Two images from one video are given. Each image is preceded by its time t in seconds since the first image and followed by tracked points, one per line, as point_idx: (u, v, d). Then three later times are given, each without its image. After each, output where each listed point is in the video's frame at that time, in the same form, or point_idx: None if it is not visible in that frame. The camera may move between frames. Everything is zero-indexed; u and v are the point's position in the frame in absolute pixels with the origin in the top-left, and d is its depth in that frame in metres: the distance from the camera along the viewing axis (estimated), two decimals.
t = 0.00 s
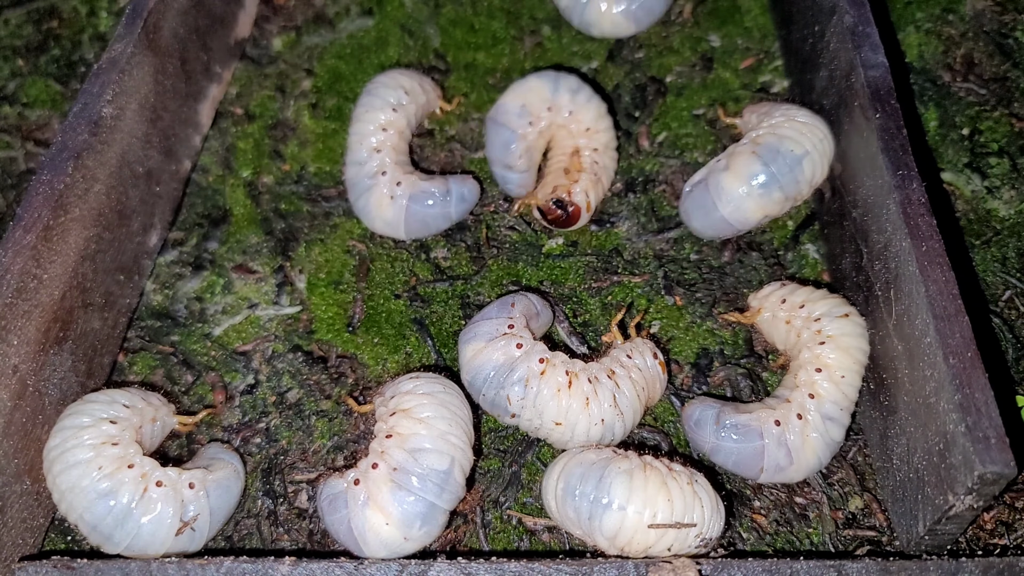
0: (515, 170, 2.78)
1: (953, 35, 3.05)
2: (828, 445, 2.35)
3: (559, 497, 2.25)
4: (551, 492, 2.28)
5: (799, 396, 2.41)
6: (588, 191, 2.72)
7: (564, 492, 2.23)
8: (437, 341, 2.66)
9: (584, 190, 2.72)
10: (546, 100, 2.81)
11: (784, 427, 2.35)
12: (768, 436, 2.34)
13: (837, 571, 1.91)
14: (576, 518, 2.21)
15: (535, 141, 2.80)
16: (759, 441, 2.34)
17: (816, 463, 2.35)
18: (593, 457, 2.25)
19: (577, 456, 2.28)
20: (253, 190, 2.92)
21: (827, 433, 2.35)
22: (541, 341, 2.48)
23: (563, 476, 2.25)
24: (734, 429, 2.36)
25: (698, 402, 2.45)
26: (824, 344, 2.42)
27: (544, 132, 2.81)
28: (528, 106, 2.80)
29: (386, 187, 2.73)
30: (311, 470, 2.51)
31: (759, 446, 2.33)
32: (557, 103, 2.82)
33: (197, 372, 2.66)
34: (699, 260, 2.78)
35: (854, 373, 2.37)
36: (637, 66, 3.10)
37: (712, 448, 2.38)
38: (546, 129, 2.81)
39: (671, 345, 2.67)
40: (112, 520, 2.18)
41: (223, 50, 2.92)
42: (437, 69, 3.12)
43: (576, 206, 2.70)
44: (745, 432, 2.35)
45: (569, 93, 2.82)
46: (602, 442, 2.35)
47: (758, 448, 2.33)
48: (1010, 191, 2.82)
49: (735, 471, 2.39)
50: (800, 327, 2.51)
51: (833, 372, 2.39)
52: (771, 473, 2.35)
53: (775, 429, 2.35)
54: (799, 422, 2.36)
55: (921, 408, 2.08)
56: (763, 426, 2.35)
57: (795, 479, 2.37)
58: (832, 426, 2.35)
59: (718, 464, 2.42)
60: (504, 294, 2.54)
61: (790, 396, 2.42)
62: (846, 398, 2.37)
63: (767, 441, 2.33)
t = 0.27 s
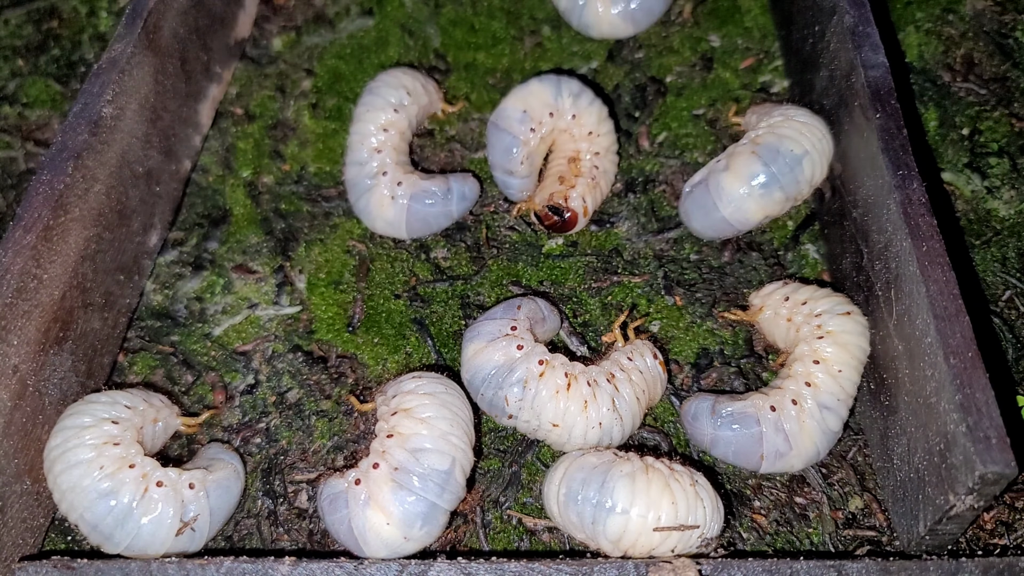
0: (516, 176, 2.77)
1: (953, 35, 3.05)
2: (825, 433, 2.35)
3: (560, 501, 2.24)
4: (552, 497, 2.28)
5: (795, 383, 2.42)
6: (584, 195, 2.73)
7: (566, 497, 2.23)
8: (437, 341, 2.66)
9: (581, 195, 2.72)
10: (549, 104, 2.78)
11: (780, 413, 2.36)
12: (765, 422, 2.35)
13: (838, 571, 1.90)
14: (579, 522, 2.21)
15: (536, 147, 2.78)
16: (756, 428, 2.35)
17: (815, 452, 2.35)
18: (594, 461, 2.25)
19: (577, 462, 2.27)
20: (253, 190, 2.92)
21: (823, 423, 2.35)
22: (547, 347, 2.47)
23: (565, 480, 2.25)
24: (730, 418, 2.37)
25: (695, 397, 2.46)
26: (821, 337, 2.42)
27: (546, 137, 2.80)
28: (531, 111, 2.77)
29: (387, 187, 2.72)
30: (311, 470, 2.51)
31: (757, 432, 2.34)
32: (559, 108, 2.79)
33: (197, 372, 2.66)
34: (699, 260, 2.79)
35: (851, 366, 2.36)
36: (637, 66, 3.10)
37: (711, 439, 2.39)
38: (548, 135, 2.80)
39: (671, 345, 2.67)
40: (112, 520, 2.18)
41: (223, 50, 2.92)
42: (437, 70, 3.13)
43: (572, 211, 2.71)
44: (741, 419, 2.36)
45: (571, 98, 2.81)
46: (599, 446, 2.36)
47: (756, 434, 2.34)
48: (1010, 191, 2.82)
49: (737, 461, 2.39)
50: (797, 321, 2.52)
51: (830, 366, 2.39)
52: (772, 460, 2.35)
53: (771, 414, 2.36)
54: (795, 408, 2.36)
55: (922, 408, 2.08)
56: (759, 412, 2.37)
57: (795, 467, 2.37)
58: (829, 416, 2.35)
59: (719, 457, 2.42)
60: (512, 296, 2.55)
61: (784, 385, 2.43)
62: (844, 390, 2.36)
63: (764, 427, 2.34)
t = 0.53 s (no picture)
0: (516, 176, 2.76)
1: (953, 35, 3.05)
2: (823, 424, 2.34)
3: (564, 501, 2.24)
4: (556, 496, 2.28)
5: (790, 373, 2.41)
6: (584, 196, 2.73)
7: (571, 496, 2.22)
8: (437, 341, 2.66)
9: (580, 195, 2.72)
10: (551, 105, 2.79)
11: (775, 404, 2.36)
12: (762, 412, 2.36)
13: (838, 571, 1.90)
14: (583, 521, 2.20)
15: (537, 148, 2.78)
16: (751, 419, 2.35)
17: (813, 441, 2.35)
18: (599, 461, 2.25)
19: (582, 461, 2.27)
20: (253, 190, 2.92)
21: (819, 413, 2.34)
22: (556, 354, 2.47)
23: (569, 480, 2.25)
24: (724, 412, 2.38)
25: (693, 395, 2.47)
26: (816, 332, 2.42)
27: (547, 138, 2.79)
28: (533, 111, 2.77)
29: (388, 188, 2.72)
30: (311, 470, 2.51)
31: (753, 424, 2.35)
32: (565, 108, 2.80)
33: (197, 372, 2.66)
34: (700, 260, 2.78)
35: (848, 360, 2.35)
36: (637, 66, 3.10)
37: (708, 434, 2.40)
38: (549, 136, 2.80)
39: (671, 345, 2.67)
40: (113, 520, 2.18)
41: (223, 50, 2.92)
42: (437, 70, 3.13)
43: (570, 211, 2.71)
44: (736, 411, 2.37)
45: (573, 99, 2.81)
46: (600, 447, 2.35)
47: (753, 424, 2.35)
48: (1010, 191, 2.82)
49: (734, 455, 2.39)
50: (794, 316, 2.52)
51: (826, 360, 2.38)
52: (772, 451, 2.35)
53: (767, 405, 2.36)
54: (790, 397, 2.36)
55: (922, 408, 2.08)
56: (754, 404, 2.37)
57: (795, 457, 2.37)
58: (825, 408, 2.34)
59: (717, 453, 2.42)
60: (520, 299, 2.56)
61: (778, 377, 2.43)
62: (839, 383, 2.35)
63: (761, 416, 2.35)
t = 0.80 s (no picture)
0: (516, 176, 2.76)
1: (954, 35, 3.05)
2: (820, 415, 2.33)
3: (569, 499, 2.23)
4: (560, 494, 2.27)
5: (786, 366, 2.42)
6: (583, 196, 2.73)
7: (575, 494, 2.22)
8: (437, 341, 2.66)
9: (578, 195, 2.72)
10: (551, 104, 2.79)
11: (769, 393, 2.36)
12: (754, 403, 2.35)
13: (838, 571, 1.90)
14: (588, 519, 2.20)
15: (537, 148, 2.77)
16: (743, 410, 2.35)
17: (811, 429, 2.33)
18: (604, 459, 2.25)
19: (588, 459, 2.27)
20: (253, 190, 2.92)
21: (815, 402, 2.33)
22: (560, 355, 2.46)
23: (574, 477, 2.24)
24: (718, 406, 2.38)
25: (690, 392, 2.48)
26: (813, 326, 2.43)
27: (547, 139, 2.79)
28: (533, 111, 2.77)
29: (393, 188, 2.72)
30: (311, 470, 2.51)
31: (745, 414, 2.35)
32: (565, 108, 2.80)
33: (197, 372, 2.66)
34: (700, 260, 2.78)
35: (846, 358, 2.35)
36: (637, 66, 3.10)
37: (702, 429, 2.40)
38: (549, 136, 2.80)
39: (671, 345, 2.67)
40: (113, 520, 2.17)
41: (223, 50, 2.92)
42: (437, 69, 3.12)
43: (568, 211, 2.72)
44: (728, 404, 2.37)
45: (573, 100, 2.81)
46: (602, 447, 2.34)
47: (744, 414, 2.35)
48: (1010, 191, 2.82)
49: (729, 449, 2.38)
50: (790, 312, 2.52)
51: (823, 354, 2.38)
52: (767, 442, 2.33)
53: (760, 395, 2.36)
54: (784, 387, 2.36)
55: (922, 408, 2.08)
56: (746, 397, 2.37)
57: (795, 448, 2.35)
58: (821, 397, 2.34)
59: (713, 450, 2.42)
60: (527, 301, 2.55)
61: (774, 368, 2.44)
62: (836, 376, 2.35)
63: (754, 408, 2.34)
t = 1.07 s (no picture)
0: (515, 175, 2.76)
1: (954, 34, 3.05)
2: (816, 405, 2.33)
3: (573, 501, 2.23)
4: (565, 497, 2.26)
5: (783, 356, 2.43)
6: (583, 196, 2.73)
7: (580, 496, 2.21)
8: (437, 341, 2.66)
9: (578, 195, 2.72)
10: (551, 105, 2.78)
11: (760, 384, 2.37)
12: (745, 395, 2.36)
13: (838, 571, 1.90)
14: (593, 520, 2.20)
15: (537, 147, 2.77)
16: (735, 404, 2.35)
17: (806, 418, 2.32)
18: (608, 461, 2.25)
19: (591, 461, 2.26)
20: (253, 190, 2.92)
21: (812, 391, 2.33)
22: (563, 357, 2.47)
23: (579, 479, 2.24)
24: (710, 402, 2.39)
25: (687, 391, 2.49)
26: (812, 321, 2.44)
27: (547, 138, 2.79)
28: (533, 111, 2.77)
29: (398, 190, 2.72)
30: (311, 470, 2.51)
31: (736, 408, 2.35)
32: (565, 108, 2.80)
33: (197, 372, 2.66)
34: (700, 260, 2.78)
35: (843, 351, 2.35)
36: (637, 66, 3.10)
37: (696, 425, 2.41)
38: (549, 136, 2.79)
39: (671, 345, 2.67)
40: (113, 520, 2.18)
41: (223, 49, 2.92)
42: (437, 69, 3.12)
43: (567, 211, 2.71)
44: (720, 399, 2.38)
45: (573, 100, 2.80)
46: (602, 449, 2.34)
47: (735, 408, 2.35)
48: (1010, 191, 2.82)
49: (723, 444, 2.38)
50: (791, 308, 2.53)
51: (821, 347, 2.38)
52: (760, 435, 2.32)
53: (750, 388, 2.37)
54: (778, 377, 2.38)
55: (922, 408, 2.08)
56: (737, 391, 2.37)
57: (792, 437, 2.33)
58: (818, 386, 2.34)
59: (708, 446, 2.42)
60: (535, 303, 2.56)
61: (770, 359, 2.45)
62: (834, 368, 2.34)
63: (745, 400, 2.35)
